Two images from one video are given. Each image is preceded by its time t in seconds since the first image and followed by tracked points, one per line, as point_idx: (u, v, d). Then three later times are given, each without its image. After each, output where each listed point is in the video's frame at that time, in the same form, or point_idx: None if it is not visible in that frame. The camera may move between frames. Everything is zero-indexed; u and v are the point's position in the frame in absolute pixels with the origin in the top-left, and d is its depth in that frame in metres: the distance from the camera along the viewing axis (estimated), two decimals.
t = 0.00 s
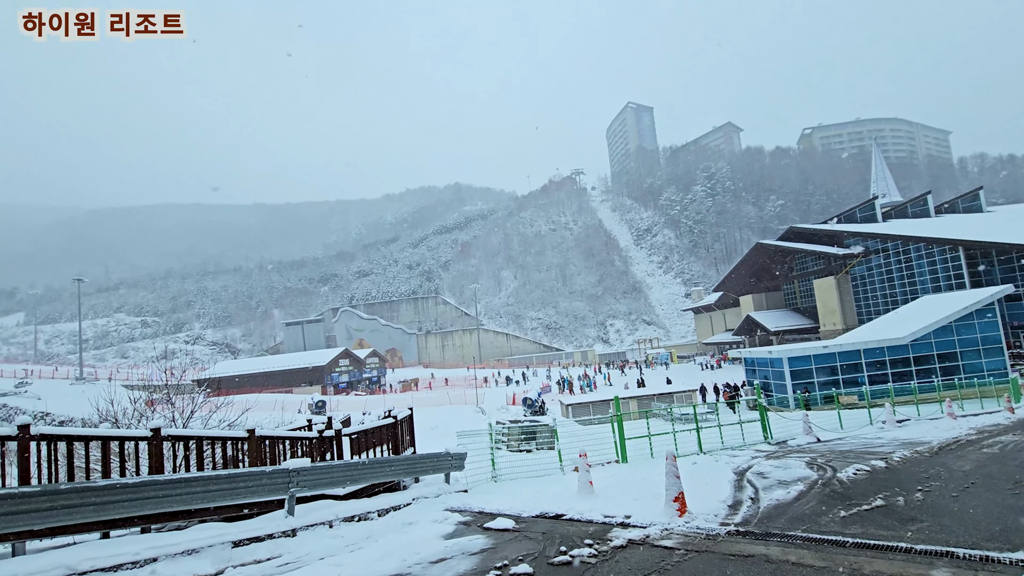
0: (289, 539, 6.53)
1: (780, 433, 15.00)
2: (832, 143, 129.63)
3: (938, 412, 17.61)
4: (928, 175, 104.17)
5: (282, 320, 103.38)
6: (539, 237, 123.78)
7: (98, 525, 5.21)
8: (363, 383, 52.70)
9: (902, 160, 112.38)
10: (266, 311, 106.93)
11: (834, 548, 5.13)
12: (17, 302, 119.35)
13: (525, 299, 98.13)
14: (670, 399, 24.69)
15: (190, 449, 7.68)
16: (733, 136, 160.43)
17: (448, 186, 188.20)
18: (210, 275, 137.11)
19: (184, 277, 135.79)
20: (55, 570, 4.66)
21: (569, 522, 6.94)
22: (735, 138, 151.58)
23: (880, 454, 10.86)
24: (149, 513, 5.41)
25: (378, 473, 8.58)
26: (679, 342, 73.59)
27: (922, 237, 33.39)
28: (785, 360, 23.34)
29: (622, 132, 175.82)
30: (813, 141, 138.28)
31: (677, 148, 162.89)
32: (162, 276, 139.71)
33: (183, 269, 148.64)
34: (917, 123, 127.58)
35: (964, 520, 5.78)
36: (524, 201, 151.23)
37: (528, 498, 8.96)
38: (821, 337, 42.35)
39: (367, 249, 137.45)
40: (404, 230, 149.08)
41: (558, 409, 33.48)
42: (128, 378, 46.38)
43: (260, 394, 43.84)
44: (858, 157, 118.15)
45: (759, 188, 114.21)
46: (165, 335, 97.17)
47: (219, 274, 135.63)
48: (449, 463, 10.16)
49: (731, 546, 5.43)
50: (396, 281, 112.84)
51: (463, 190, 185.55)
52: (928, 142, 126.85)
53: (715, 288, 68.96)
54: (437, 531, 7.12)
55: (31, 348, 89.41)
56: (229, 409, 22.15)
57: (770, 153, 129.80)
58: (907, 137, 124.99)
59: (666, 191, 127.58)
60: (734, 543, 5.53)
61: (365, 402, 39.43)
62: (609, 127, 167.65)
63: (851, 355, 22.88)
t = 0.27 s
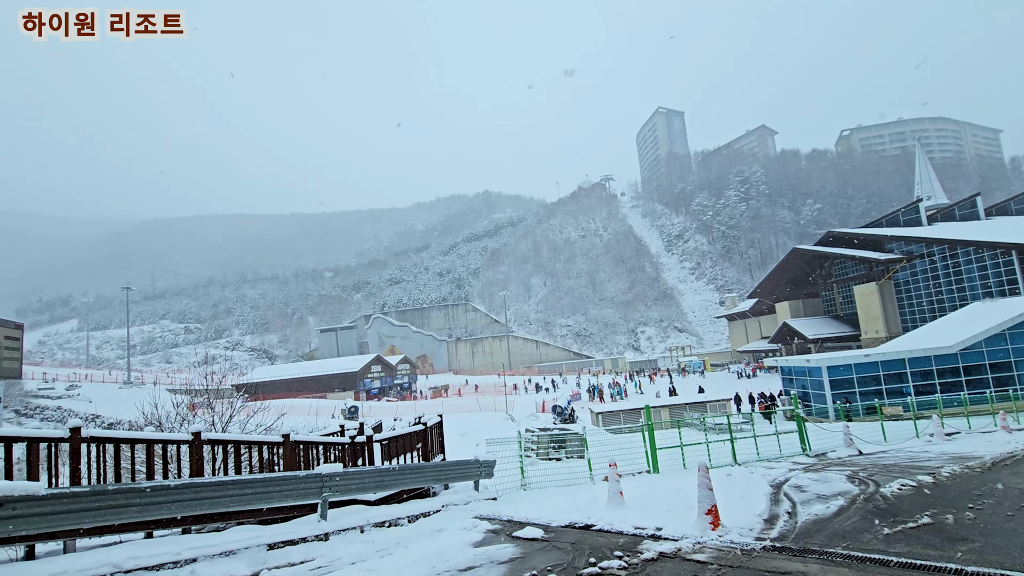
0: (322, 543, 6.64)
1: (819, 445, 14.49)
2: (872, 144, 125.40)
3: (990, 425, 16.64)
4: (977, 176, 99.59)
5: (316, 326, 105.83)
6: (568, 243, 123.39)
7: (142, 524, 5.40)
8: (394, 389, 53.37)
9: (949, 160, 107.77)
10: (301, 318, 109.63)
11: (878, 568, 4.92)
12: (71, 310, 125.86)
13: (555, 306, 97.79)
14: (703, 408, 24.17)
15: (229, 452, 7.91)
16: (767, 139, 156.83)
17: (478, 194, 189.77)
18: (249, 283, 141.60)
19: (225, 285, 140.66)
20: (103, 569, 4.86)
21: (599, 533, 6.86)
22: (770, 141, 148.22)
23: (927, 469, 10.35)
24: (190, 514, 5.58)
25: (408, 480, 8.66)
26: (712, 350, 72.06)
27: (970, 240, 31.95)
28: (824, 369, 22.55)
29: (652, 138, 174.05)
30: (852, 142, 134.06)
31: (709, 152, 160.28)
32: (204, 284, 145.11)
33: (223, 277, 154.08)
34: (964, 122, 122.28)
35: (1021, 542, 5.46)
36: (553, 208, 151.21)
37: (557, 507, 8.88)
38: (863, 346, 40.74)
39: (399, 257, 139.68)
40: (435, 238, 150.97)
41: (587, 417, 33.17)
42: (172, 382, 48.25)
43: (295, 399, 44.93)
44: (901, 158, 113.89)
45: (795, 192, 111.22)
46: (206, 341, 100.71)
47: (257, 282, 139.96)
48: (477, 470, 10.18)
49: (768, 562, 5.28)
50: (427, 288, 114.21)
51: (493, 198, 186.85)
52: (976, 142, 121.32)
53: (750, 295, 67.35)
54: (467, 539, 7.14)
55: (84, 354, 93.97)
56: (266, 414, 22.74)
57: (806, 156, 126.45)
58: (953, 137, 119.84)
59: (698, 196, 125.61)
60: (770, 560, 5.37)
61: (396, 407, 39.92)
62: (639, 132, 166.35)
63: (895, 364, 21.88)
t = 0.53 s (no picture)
0: (350, 540, 6.75)
1: (855, 452, 14.04)
2: (912, 141, 120.95)
3: None
4: None
5: (345, 326, 107.72)
6: (595, 244, 122.50)
7: (180, 517, 5.57)
8: (420, 388, 53.89)
9: (995, 157, 103.15)
10: (331, 317, 111.76)
11: None
12: (114, 308, 131.19)
13: (581, 307, 97.18)
14: (732, 412, 23.68)
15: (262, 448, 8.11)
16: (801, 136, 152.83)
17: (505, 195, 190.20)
18: (281, 283, 145.10)
19: (258, 284, 144.47)
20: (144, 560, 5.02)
21: (626, 538, 6.78)
22: (803, 139, 144.43)
23: (971, 480, 9.92)
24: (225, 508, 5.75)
25: (434, 479, 8.73)
26: (742, 353, 70.60)
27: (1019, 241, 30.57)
28: (861, 374, 21.81)
29: (681, 137, 171.47)
30: (890, 140, 129.62)
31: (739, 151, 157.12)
32: (238, 284, 149.34)
33: (257, 277, 158.24)
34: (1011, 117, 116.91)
35: None
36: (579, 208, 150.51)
37: (583, 510, 8.83)
38: (901, 350, 39.03)
39: (426, 258, 141.13)
40: (461, 239, 152.00)
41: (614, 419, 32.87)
42: (208, 379, 49.83)
43: (325, 397, 45.82)
44: (943, 156, 109.52)
45: (830, 191, 108.02)
46: (240, 339, 103.60)
47: (288, 282, 143.29)
48: (503, 471, 10.19)
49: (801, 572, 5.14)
50: (453, 289, 115.04)
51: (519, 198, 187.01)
52: None
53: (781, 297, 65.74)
54: (493, 541, 7.14)
55: (126, 350, 97.78)
56: (298, 411, 23.30)
57: (842, 154, 122.79)
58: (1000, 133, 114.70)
59: (728, 195, 123.29)
60: (804, 571, 5.22)
61: (422, 407, 40.32)
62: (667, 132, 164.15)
63: (937, 370, 20.94)
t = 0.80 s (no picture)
0: (378, 528, 6.86)
1: (891, 453, 13.60)
2: (955, 131, 115.96)
3: None
4: None
5: (372, 318, 109.34)
6: (621, 238, 121.16)
7: (215, 502, 5.74)
8: (445, 381, 54.38)
9: None
10: (358, 310, 113.54)
11: None
12: (153, 299, 135.95)
13: (606, 302, 96.36)
14: (761, 410, 23.22)
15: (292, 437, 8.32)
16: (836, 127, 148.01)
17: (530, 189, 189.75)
18: (310, 276, 148.05)
19: (288, 277, 147.72)
20: (181, 543, 5.19)
21: (653, 534, 6.73)
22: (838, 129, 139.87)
23: (1015, 485, 9.52)
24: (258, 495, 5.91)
25: (460, 472, 8.80)
26: (772, 349, 69.11)
27: None
28: (897, 372, 21.14)
29: (710, 129, 168.02)
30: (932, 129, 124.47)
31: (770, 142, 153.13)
32: (270, 276, 153.02)
33: (287, 270, 161.80)
34: None
35: None
36: (606, 202, 149.10)
37: (608, 505, 8.81)
38: (941, 349, 37.72)
39: (452, 252, 142.02)
40: (486, 233, 152.37)
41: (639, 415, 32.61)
42: (241, 369, 51.30)
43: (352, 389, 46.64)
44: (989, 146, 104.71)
45: (866, 184, 104.46)
46: (271, 331, 106.23)
47: (317, 275, 146.09)
48: (528, 464, 10.23)
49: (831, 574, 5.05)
50: (478, 283, 115.55)
51: (544, 192, 186.34)
52: None
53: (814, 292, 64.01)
54: (517, 533, 7.16)
55: (163, 340, 101.33)
56: (327, 401, 23.81)
57: (879, 145, 118.52)
58: None
59: (759, 188, 120.41)
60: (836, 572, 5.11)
61: (447, 399, 40.68)
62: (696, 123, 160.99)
63: (980, 370, 20.13)
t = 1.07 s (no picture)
0: (402, 516, 6.97)
1: (924, 452, 13.20)
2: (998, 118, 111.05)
3: None
4: None
5: (396, 310, 110.58)
6: (645, 230, 119.70)
7: (246, 487, 5.91)
8: (468, 372, 54.73)
9: None
10: (382, 301, 114.92)
11: None
12: (185, 290, 139.92)
13: (629, 295, 95.41)
14: (788, 406, 22.76)
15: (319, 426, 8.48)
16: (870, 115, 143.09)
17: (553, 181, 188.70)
18: (336, 268, 150.31)
19: (314, 269, 150.25)
20: (214, 525, 5.37)
21: (677, 529, 6.68)
22: (873, 117, 135.24)
23: None
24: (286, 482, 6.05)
25: (482, 462, 8.85)
26: (800, 344, 67.63)
27: None
28: (931, 369, 20.38)
29: (738, 119, 164.23)
30: (973, 117, 119.34)
31: (801, 131, 149.00)
32: (297, 268, 155.92)
33: (313, 262, 164.51)
34: None
35: None
36: (630, 194, 147.35)
37: (631, 499, 8.75)
38: (980, 345, 36.28)
39: (474, 244, 142.42)
40: (509, 226, 152.27)
41: (662, 409, 32.32)
42: (270, 359, 52.46)
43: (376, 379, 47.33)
44: None
45: (902, 174, 100.91)
46: (298, 321, 108.35)
47: (342, 267, 148.26)
48: (550, 456, 10.24)
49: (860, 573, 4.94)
50: (500, 275, 115.74)
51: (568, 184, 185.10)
52: None
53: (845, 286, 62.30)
54: (539, 525, 7.18)
55: (195, 330, 104.32)
56: (352, 391, 24.23)
57: (917, 134, 114.29)
58: None
59: (788, 179, 117.46)
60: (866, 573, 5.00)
61: (469, 391, 40.96)
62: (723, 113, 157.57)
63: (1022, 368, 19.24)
